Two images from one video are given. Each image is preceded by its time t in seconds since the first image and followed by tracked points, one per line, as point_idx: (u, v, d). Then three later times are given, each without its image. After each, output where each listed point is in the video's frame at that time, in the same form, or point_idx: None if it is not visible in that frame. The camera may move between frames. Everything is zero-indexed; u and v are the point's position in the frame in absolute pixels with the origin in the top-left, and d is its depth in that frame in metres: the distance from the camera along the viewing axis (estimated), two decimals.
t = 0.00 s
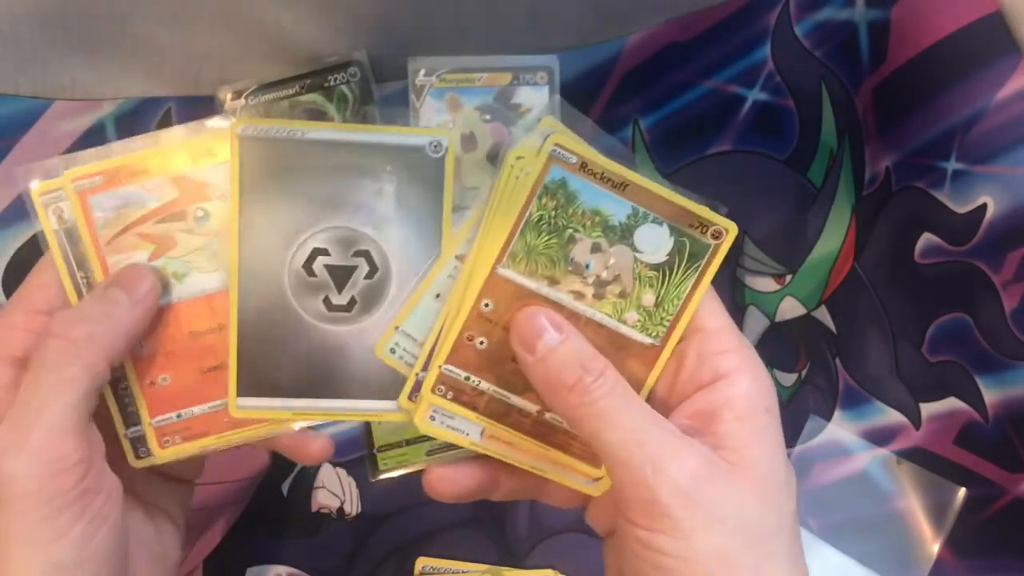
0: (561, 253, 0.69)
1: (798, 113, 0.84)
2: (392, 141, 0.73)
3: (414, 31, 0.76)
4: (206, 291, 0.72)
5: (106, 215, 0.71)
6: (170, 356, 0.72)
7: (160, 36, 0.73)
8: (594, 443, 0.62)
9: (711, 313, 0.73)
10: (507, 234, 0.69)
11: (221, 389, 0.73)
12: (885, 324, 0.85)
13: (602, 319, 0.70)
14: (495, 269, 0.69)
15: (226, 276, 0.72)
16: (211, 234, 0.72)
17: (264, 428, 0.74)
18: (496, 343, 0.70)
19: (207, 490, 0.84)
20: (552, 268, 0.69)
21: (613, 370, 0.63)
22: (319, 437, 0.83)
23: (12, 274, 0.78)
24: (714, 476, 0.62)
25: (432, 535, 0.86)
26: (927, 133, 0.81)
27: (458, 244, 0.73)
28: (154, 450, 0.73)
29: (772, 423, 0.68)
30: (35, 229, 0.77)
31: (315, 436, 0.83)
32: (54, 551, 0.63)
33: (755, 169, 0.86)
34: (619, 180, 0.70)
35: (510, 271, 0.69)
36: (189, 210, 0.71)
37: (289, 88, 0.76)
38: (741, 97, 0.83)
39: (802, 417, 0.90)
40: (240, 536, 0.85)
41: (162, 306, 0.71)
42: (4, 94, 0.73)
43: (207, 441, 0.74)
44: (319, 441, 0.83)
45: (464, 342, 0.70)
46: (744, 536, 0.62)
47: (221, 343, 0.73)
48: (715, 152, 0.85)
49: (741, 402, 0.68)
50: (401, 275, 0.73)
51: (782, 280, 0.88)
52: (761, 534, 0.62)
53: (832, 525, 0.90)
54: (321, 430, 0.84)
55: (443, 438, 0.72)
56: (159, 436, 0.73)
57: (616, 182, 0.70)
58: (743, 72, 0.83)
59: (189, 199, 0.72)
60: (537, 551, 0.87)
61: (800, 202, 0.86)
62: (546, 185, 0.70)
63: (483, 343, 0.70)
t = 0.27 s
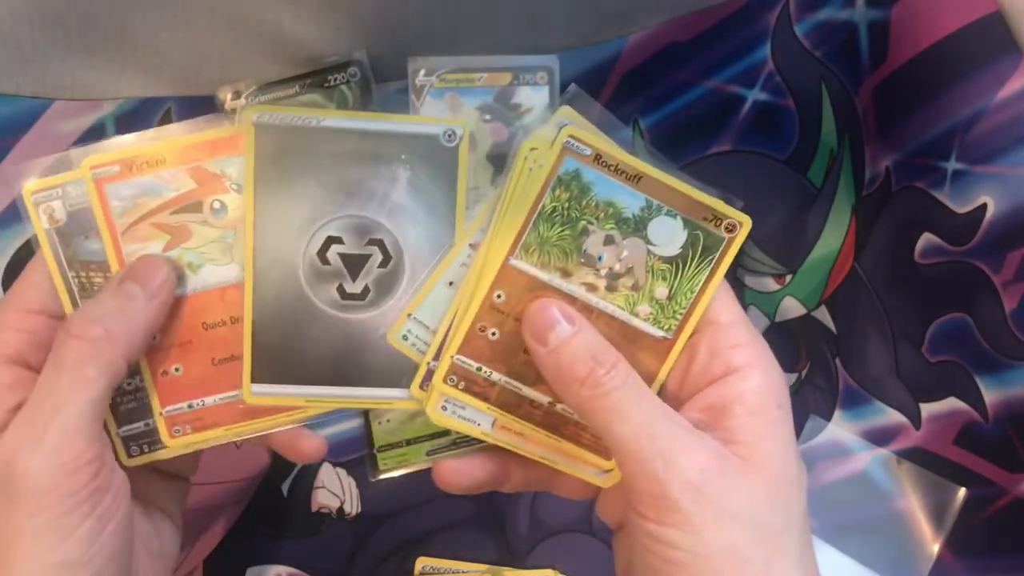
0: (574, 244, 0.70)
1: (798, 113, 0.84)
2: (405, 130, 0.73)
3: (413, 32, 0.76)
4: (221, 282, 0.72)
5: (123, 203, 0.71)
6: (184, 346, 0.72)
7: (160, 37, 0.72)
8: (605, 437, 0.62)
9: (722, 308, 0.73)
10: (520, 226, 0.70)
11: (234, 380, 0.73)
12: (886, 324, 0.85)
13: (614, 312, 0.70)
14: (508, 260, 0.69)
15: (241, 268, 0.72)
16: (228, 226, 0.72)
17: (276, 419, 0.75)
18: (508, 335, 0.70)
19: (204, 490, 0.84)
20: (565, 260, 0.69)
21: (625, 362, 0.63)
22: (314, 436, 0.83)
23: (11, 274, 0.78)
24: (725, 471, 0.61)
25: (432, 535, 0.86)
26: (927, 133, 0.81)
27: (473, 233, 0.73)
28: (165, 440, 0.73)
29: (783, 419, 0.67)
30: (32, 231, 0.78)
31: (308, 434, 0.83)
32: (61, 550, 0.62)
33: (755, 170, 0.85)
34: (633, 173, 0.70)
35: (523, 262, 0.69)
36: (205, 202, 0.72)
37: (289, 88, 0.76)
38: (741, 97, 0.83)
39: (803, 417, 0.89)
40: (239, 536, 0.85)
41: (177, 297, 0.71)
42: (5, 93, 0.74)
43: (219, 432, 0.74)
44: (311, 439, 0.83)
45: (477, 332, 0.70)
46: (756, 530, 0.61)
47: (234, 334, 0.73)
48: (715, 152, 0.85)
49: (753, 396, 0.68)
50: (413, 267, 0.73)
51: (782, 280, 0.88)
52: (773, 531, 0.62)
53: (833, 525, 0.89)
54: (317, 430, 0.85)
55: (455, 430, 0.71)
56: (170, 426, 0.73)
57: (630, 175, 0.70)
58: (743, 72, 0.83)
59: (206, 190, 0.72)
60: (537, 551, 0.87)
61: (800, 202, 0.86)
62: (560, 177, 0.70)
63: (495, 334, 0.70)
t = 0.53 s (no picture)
0: (570, 246, 0.69)
1: (797, 113, 0.84)
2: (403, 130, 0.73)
3: (414, 36, 0.77)
4: (220, 280, 0.72)
5: (128, 195, 0.71)
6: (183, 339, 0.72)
7: (161, 38, 0.73)
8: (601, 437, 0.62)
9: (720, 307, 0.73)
10: (517, 227, 0.70)
11: (232, 376, 0.73)
12: (886, 324, 0.85)
13: (611, 313, 0.70)
14: (503, 262, 0.69)
15: (244, 267, 0.72)
16: (230, 224, 0.72)
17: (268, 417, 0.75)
18: (503, 335, 0.70)
19: (203, 490, 0.84)
20: (561, 261, 0.69)
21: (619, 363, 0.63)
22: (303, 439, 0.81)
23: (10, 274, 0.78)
24: (719, 473, 0.61)
25: (431, 535, 0.86)
26: (927, 133, 0.80)
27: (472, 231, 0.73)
28: (156, 435, 0.73)
29: (780, 418, 0.67)
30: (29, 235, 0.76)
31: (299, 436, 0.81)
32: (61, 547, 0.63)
33: (754, 169, 0.85)
34: (629, 174, 0.70)
35: (519, 263, 0.69)
36: (211, 199, 0.72)
37: (289, 88, 0.75)
38: (741, 97, 0.83)
39: (803, 417, 0.89)
40: (240, 536, 0.85)
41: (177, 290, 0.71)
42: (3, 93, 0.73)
43: (210, 428, 0.74)
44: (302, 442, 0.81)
45: (473, 333, 0.70)
46: (752, 531, 0.61)
47: (232, 332, 0.73)
48: (715, 152, 0.85)
49: (749, 395, 0.67)
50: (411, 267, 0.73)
51: (782, 280, 0.88)
52: (768, 531, 0.62)
53: (832, 525, 0.89)
54: (311, 431, 0.85)
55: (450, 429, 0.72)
56: (159, 420, 0.73)
57: (626, 175, 0.70)
58: (743, 72, 0.83)
59: (212, 187, 0.72)
60: (537, 551, 0.87)
61: (800, 202, 0.86)
62: (555, 178, 0.70)
63: (492, 335, 0.70)
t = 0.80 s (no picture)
0: (550, 288, 0.66)
1: (797, 113, 0.84)
2: (358, 159, 0.66)
3: (414, 33, 0.76)
4: (211, 278, 0.70)
5: (125, 189, 0.72)
6: (169, 335, 0.74)
7: (160, 37, 0.73)
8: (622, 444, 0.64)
9: (747, 362, 0.71)
10: (485, 267, 0.66)
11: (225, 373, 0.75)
12: (886, 323, 0.85)
13: (603, 350, 0.68)
14: (469, 300, 0.67)
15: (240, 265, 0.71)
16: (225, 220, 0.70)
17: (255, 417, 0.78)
18: (477, 364, 0.71)
19: (200, 490, 0.84)
20: (539, 300, 0.66)
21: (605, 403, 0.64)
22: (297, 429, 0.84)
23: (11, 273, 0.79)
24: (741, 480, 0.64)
25: (432, 534, 0.87)
26: (927, 133, 0.81)
27: (440, 261, 0.71)
28: (154, 427, 0.76)
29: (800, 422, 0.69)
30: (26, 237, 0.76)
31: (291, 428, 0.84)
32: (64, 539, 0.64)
33: (754, 169, 0.85)
34: (624, 220, 0.62)
35: (487, 300, 0.67)
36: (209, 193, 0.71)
37: (289, 87, 0.76)
38: (741, 97, 0.83)
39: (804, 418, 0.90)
40: (239, 537, 0.85)
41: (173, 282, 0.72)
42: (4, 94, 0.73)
43: (206, 421, 0.77)
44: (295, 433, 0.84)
45: (445, 360, 0.71)
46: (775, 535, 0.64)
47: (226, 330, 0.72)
48: (715, 152, 0.85)
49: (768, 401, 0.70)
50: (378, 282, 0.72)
51: (783, 281, 0.87)
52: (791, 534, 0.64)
53: (833, 526, 0.89)
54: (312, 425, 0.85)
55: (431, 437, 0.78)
56: (156, 412, 0.76)
57: (620, 223, 0.62)
58: (743, 72, 0.83)
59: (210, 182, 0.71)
60: (538, 551, 0.87)
61: (800, 202, 0.86)
62: (526, 223, 0.63)
63: (464, 364, 0.71)
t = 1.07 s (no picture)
0: (629, 225, 0.68)
1: (797, 113, 0.84)
2: (432, 129, 0.72)
3: (415, 32, 0.76)
4: (226, 276, 0.71)
5: (135, 192, 0.70)
6: (167, 336, 0.71)
7: (160, 36, 0.72)
8: (656, 427, 0.62)
9: (780, 304, 0.72)
10: (576, 198, 0.68)
11: (238, 370, 0.73)
12: (885, 322, 0.85)
13: (669, 296, 0.68)
14: (564, 239, 0.67)
15: (251, 263, 0.72)
16: (236, 221, 0.71)
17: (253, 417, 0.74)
18: (559, 317, 0.68)
19: (200, 491, 0.84)
20: (619, 240, 0.68)
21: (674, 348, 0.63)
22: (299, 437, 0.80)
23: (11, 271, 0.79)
24: (773, 471, 0.61)
25: (432, 535, 0.86)
26: (927, 133, 0.81)
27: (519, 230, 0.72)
28: (158, 429, 0.73)
29: (834, 423, 0.66)
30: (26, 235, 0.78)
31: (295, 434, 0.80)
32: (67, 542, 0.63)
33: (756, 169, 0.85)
34: (689, 153, 0.69)
35: (578, 241, 0.67)
36: (217, 196, 0.71)
37: (289, 87, 0.76)
38: (741, 97, 0.84)
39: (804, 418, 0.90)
40: (239, 537, 0.85)
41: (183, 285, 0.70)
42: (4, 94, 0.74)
43: (212, 424, 0.73)
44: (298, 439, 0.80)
45: (530, 314, 0.68)
46: (798, 533, 0.62)
47: (235, 328, 0.72)
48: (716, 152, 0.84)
49: (803, 394, 0.66)
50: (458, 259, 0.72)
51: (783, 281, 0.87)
52: (817, 535, 0.62)
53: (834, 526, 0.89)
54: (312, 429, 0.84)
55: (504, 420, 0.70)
56: (161, 415, 0.72)
57: (686, 153, 0.69)
58: (743, 72, 0.83)
59: (219, 184, 0.71)
60: (538, 552, 0.87)
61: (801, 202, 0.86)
62: (618, 154, 0.68)
63: (547, 317, 0.68)
